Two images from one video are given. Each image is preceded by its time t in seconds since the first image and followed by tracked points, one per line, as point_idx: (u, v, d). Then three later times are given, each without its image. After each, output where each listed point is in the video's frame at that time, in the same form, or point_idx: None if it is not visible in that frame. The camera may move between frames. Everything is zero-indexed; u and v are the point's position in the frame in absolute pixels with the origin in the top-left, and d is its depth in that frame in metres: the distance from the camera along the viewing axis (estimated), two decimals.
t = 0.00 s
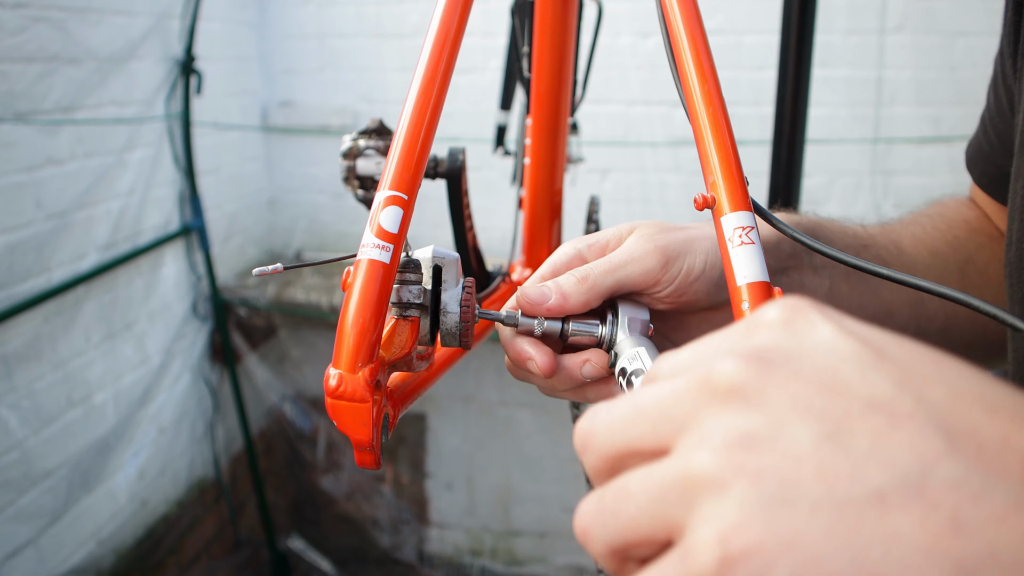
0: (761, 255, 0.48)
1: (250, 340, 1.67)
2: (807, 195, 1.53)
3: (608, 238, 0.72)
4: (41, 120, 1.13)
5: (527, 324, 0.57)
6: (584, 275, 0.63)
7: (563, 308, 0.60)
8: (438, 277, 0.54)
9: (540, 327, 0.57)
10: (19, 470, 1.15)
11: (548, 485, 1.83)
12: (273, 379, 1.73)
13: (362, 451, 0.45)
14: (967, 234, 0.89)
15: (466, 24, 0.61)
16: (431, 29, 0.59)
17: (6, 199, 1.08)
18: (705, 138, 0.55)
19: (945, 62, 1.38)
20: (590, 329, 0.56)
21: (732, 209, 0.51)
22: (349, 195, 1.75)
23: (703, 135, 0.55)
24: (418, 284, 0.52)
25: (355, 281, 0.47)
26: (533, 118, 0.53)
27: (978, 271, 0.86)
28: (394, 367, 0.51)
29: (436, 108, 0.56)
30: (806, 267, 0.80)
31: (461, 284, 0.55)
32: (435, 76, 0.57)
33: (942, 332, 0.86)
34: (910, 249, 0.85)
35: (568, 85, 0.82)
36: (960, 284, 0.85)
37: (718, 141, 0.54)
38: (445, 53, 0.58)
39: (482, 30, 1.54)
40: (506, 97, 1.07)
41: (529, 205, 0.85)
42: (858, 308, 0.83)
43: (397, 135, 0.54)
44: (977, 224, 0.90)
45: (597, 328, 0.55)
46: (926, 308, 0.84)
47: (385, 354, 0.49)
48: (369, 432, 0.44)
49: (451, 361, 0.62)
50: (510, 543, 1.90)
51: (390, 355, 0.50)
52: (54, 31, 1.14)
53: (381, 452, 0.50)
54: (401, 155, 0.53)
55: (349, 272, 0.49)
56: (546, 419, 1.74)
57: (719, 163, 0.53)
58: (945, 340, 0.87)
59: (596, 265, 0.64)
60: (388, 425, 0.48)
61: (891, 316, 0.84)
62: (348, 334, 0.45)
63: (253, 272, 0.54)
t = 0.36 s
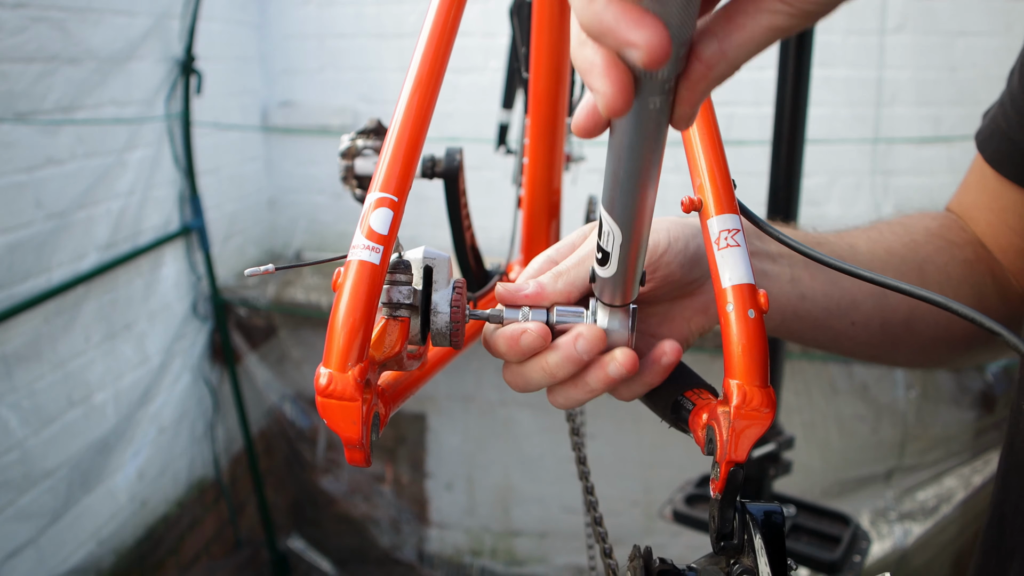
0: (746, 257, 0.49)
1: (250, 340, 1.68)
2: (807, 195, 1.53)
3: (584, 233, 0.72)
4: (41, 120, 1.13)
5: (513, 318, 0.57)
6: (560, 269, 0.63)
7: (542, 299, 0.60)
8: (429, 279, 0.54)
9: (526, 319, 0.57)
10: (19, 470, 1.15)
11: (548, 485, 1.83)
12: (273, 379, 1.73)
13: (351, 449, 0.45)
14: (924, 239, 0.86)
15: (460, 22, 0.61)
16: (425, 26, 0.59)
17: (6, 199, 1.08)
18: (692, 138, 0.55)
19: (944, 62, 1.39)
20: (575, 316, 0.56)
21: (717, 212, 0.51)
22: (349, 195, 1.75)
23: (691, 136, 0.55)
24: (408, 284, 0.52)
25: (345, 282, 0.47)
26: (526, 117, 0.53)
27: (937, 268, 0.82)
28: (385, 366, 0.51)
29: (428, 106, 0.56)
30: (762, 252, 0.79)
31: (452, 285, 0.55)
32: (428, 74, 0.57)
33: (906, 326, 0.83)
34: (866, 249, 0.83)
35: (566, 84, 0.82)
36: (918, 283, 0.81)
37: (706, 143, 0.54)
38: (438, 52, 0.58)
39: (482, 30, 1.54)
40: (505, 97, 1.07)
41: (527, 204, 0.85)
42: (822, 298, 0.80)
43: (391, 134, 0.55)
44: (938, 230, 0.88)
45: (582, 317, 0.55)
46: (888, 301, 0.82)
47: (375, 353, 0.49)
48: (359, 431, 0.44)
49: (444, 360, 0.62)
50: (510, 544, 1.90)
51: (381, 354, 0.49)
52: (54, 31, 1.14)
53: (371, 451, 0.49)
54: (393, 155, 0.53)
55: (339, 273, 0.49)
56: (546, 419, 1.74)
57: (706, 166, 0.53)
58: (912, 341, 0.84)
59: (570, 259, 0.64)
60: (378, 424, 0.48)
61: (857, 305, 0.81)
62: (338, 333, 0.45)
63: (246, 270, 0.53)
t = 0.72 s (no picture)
0: (745, 265, 0.48)
1: (250, 340, 1.68)
2: (807, 195, 1.53)
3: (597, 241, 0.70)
4: (41, 120, 1.13)
5: (514, 326, 0.56)
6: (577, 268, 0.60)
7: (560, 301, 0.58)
8: (431, 286, 0.53)
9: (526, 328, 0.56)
10: (19, 470, 1.15)
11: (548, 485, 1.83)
12: (273, 379, 1.73)
13: (356, 456, 0.45)
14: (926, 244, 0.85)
15: (461, 26, 0.61)
16: (428, 30, 0.59)
17: (6, 199, 1.08)
18: (691, 146, 0.55)
19: (944, 62, 1.39)
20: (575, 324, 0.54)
21: (718, 220, 0.51)
22: (349, 195, 1.75)
23: (691, 145, 0.55)
24: (411, 292, 0.52)
25: (350, 290, 0.47)
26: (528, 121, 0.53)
27: (938, 276, 0.83)
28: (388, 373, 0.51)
29: (431, 110, 0.56)
30: (774, 271, 0.77)
31: (454, 292, 0.54)
32: (430, 78, 0.57)
33: (905, 335, 0.84)
34: (873, 257, 0.82)
35: (567, 86, 0.82)
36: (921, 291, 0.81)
37: (706, 151, 0.54)
38: (440, 55, 0.58)
39: (482, 30, 1.54)
40: (505, 97, 1.07)
41: (528, 204, 0.85)
42: (828, 314, 0.80)
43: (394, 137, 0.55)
44: (937, 232, 0.88)
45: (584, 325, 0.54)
46: (891, 311, 0.82)
47: (378, 361, 0.49)
48: (363, 438, 0.44)
49: (445, 365, 0.62)
50: (510, 544, 1.90)
51: (384, 361, 0.49)
52: (54, 31, 1.14)
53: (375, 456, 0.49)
54: (396, 159, 0.53)
55: (342, 281, 0.49)
56: (546, 419, 1.74)
57: (706, 175, 0.53)
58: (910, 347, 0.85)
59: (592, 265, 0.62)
60: (383, 429, 0.48)
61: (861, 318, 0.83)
62: (343, 340, 0.45)
63: (250, 282, 0.55)
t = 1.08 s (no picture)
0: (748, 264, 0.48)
1: (250, 340, 1.68)
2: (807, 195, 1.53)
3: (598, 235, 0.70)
4: (41, 120, 1.14)
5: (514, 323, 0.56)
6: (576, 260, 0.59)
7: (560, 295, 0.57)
8: (432, 284, 0.53)
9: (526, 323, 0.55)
10: (19, 470, 1.15)
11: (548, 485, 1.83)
12: (273, 379, 1.73)
13: (356, 454, 0.45)
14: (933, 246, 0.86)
15: (461, 24, 0.61)
16: (428, 28, 0.59)
17: (6, 199, 1.08)
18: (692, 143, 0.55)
19: (945, 62, 1.39)
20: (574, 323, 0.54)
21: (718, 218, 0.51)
22: (349, 195, 1.75)
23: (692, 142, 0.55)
24: (411, 290, 0.52)
25: (350, 287, 0.47)
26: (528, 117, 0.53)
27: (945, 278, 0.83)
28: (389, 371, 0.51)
29: (433, 107, 0.56)
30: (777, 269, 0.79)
31: (455, 290, 0.54)
32: (430, 76, 0.57)
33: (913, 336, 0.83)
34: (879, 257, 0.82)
35: (567, 85, 0.82)
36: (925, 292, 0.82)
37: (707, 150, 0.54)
38: (440, 53, 0.58)
39: (482, 30, 1.54)
40: (505, 97, 1.07)
41: (528, 204, 0.85)
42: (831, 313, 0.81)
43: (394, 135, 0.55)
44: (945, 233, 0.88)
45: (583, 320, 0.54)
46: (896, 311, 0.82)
47: (378, 358, 0.49)
48: (363, 436, 0.44)
49: (444, 365, 0.62)
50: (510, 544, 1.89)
51: (383, 359, 0.49)
52: (54, 31, 1.14)
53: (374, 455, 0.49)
54: (396, 157, 0.53)
55: (343, 279, 0.49)
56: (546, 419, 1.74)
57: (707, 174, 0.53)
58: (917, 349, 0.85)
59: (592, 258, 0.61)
60: (383, 428, 0.48)
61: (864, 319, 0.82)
62: (343, 337, 0.45)
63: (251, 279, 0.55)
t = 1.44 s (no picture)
0: (750, 262, 0.49)
1: (250, 340, 1.68)
2: (807, 196, 1.53)
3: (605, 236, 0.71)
4: (41, 120, 1.13)
5: (517, 324, 0.58)
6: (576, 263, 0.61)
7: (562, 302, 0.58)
8: (434, 283, 0.53)
9: (529, 327, 0.58)
10: (19, 470, 1.15)
11: (548, 484, 1.83)
12: (273, 379, 1.73)
13: (358, 453, 0.45)
14: (932, 243, 0.87)
15: (463, 25, 0.61)
16: (429, 28, 0.60)
17: (6, 199, 1.08)
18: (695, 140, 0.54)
19: (944, 62, 1.38)
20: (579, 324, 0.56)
21: (720, 217, 0.51)
22: (349, 195, 1.75)
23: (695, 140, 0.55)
24: (414, 289, 0.52)
25: (352, 288, 0.47)
26: (530, 116, 0.53)
27: (944, 274, 0.83)
28: (391, 371, 0.51)
29: (435, 107, 0.56)
30: (776, 266, 0.79)
31: (457, 289, 0.54)
32: (433, 76, 0.57)
33: (912, 332, 0.83)
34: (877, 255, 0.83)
35: (568, 85, 0.82)
36: (925, 288, 0.82)
37: (710, 147, 0.53)
38: (441, 53, 0.58)
39: (482, 30, 1.54)
40: (506, 97, 1.07)
41: (528, 204, 0.85)
42: (832, 311, 0.81)
43: (396, 134, 0.55)
44: (944, 232, 0.89)
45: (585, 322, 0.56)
46: (897, 308, 0.82)
47: (381, 358, 0.49)
48: (366, 435, 0.44)
49: (446, 363, 0.62)
50: (510, 543, 1.89)
51: (386, 359, 0.49)
52: (54, 31, 1.14)
53: (377, 454, 0.49)
54: (398, 157, 0.53)
55: (345, 279, 0.49)
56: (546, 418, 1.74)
57: (710, 171, 0.53)
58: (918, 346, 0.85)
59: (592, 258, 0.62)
60: (385, 427, 0.48)
61: (863, 317, 0.82)
62: (345, 338, 0.45)
63: (255, 279, 0.55)
